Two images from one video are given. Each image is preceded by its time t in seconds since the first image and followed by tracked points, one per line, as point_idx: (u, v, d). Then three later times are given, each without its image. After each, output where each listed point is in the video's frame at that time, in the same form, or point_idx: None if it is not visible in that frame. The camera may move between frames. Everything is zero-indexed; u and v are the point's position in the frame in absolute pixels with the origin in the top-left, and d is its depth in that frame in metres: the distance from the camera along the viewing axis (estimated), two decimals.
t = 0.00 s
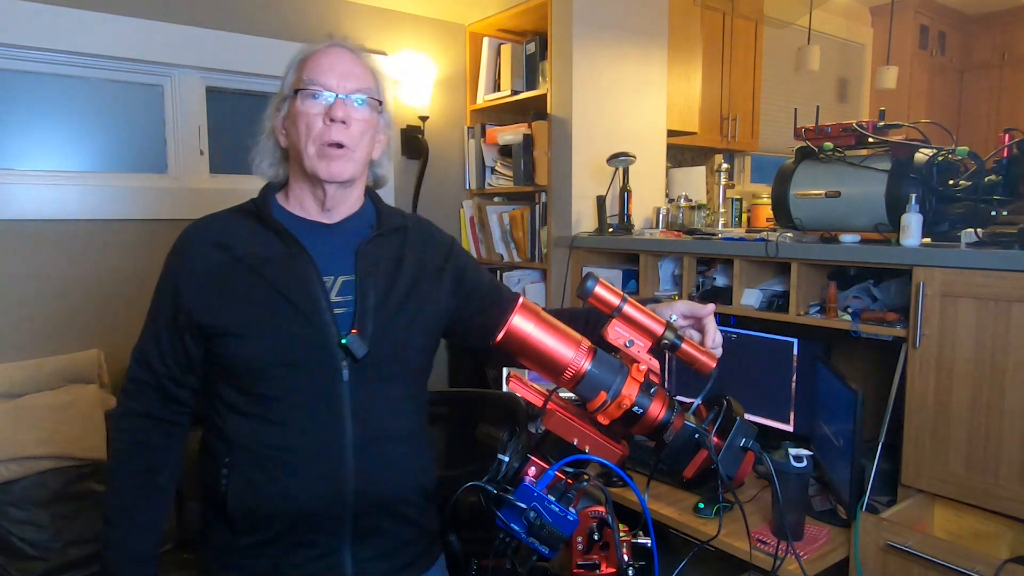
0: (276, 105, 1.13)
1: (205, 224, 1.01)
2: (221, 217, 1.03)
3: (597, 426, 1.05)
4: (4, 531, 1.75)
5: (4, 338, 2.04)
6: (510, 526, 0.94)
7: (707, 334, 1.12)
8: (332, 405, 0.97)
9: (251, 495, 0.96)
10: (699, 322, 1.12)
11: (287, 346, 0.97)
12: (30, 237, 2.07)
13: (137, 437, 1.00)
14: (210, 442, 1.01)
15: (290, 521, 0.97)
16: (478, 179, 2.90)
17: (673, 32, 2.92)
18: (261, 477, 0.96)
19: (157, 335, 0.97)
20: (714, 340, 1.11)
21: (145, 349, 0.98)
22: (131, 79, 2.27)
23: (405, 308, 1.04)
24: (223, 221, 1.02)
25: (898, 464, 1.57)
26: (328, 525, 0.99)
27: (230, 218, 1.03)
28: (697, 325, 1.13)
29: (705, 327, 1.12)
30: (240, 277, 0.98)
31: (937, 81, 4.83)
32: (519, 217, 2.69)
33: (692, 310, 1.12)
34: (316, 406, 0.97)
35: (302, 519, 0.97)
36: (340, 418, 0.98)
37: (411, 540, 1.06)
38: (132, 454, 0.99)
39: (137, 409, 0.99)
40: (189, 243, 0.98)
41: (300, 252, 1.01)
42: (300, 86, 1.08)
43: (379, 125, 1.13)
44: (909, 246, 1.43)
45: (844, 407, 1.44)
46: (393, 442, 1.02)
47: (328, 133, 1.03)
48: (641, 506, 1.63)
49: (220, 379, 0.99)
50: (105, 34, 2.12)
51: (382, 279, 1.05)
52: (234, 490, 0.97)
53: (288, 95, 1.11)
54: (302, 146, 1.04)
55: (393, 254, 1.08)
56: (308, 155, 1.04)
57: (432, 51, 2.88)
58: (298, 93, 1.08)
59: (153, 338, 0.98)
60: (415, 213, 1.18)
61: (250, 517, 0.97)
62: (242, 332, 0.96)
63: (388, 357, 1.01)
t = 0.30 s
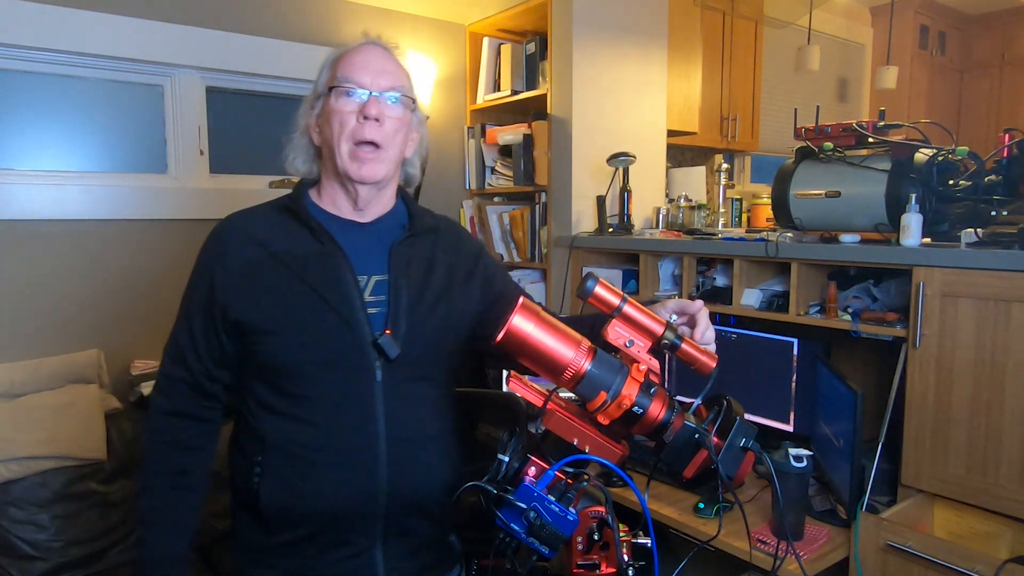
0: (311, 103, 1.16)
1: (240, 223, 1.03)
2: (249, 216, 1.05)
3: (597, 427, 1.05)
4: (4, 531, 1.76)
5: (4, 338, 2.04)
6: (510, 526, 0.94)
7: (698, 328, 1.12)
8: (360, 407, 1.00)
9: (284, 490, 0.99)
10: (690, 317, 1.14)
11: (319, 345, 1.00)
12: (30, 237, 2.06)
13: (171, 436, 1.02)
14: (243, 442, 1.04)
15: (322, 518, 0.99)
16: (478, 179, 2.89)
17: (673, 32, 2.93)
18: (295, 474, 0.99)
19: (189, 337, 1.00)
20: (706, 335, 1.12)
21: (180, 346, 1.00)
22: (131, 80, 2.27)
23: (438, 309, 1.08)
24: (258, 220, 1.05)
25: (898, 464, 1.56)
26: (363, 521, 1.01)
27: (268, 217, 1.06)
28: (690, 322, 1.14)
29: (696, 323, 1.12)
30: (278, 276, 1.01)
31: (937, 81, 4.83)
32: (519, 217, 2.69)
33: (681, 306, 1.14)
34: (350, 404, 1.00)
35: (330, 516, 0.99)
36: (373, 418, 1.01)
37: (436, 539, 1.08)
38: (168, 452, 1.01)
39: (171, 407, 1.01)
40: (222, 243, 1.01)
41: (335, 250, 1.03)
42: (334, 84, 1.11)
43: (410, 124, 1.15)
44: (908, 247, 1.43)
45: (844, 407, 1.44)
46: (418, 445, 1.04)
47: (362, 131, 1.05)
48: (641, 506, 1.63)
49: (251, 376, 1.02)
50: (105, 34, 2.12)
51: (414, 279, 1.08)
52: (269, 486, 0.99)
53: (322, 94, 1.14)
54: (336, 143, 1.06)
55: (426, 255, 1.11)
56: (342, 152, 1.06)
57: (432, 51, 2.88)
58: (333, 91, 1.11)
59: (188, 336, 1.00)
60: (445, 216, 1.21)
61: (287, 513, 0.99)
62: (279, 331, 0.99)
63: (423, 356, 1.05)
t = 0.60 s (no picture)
0: (336, 104, 1.18)
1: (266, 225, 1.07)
2: (267, 219, 1.09)
3: (596, 426, 1.05)
4: (4, 531, 1.76)
5: (4, 338, 2.04)
6: (510, 527, 0.94)
7: (693, 324, 1.11)
8: (382, 410, 1.04)
9: (311, 490, 1.03)
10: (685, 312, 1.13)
11: (344, 346, 1.04)
12: (29, 237, 2.06)
13: (199, 437, 1.06)
14: (269, 442, 1.08)
15: (348, 515, 1.04)
16: (478, 179, 2.88)
17: (673, 32, 2.92)
18: (321, 473, 1.04)
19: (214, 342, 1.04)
20: (703, 331, 1.11)
21: (205, 349, 1.04)
22: (131, 80, 2.27)
23: (459, 308, 1.12)
24: (283, 220, 1.08)
25: (898, 463, 1.56)
26: (388, 521, 1.06)
27: (297, 219, 1.10)
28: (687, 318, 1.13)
29: (692, 319, 1.12)
30: (307, 278, 1.05)
31: (937, 81, 4.83)
32: (519, 218, 2.69)
33: (675, 302, 1.14)
34: (373, 403, 1.04)
35: (342, 514, 1.04)
36: (398, 417, 1.05)
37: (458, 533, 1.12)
38: (199, 452, 1.06)
39: (200, 409, 1.06)
40: (248, 244, 1.04)
41: (361, 251, 1.08)
42: (358, 85, 1.12)
43: (434, 125, 1.16)
44: (909, 246, 1.43)
45: (844, 408, 1.44)
46: (434, 448, 1.08)
47: (386, 132, 1.07)
48: (641, 506, 1.63)
49: (278, 375, 1.06)
50: (105, 34, 2.12)
51: (438, 279, 1.12)
52: (296, 486, 1.04)
53: (347, 94, 1.16)
54: (359, 145, 1.08)
55: (447, 256, 1.15)
56: (365, 153, 1.07)
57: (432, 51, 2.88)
58: (357, 92, 1.12)
59: (215, 339, 1.04)
60: (465, 218, 1.25)
61: (308, 512, 1.04)
62: (306, 330, 1.03)
63: (445, 358, 1.10)
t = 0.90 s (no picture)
0: (349, 105, 1.18)
1: (277, 225, 1.07)
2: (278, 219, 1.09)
3: (596, 426, 1.04)
4: (4, 531, 1.76)
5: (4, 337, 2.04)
6: (509, 526, 0.94)
7: (692, 318, 1.11)
8: (395, 409, 1.05)
9: (325, 489, 1.04)
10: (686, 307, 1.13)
11: (355, 346, 1.04)
12: (29, 237, 2.06)
13: (214, 436, 1.07)
14: (285, 441, 1.09)
15: (362, 514, 1.05)
16: (478, 179, 2.88)
17: (673, 32, 2.92)
18: (335, 471, 1.05)
19: (229, 342, 1.05)
20: (701, 325, 1.10)
21: (220, 349, 1.05)
22: (131, 80, 2.27)
23: (473, 308, 1.13)
24: (298, 220, 1.09)
25: (898, 463, 1.56)
26: (403, 521, 1.06)
27: (312, 219, 1.10)
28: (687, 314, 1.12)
29: (690, 315, 1.11)
30: (322, 279, 1.05)
31: (937, 81, 4.83)
32: (519, 218, 2.70)
33: (675, 297, 1.13)
34: (389, 403, 1.05)
35: (347, 512, 1.04)
36: (413, 418, 1.05)
37: (470, 533, 1.12)
38: (213, 451, 1.07)
39: (218, 409, 1.07)
40: (263, 245, 1.05)
41: (375, 252, 1.07)
42: (371, 86, 1.12)
43: (446, 126, 1.16)
44: (909, 246, 1.43)
45: (844, 408, 1.44)
46: (447, 447, 1.08)
47: (399, 133, 1.07)
48: (641, 506, 1.63)
49: (293, 374, 1.07)
50: (105, 35, 2.12)
51: (451, 279, 1.12)
52: (311, 485, 1.04)
53: (359, 95, 1.16)
54: (372, 145, 1.08)
55: (460, 256, 1.15)
56: (378, 154, 1.07)
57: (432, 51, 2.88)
58: (370, 93, 1.12)
59: (230, 340, 1.05)
60: (477, 217, 1.25)
61: (316, 509, 1.05)
62: (320, 331, 1.04)
63: (457, 358, 1.10)
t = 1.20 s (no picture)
0: (355, 107, 1.18)
1: (281, 224, 1.07)
2: (282, 219, 1.09)
3: (597, 426, 1.04)
4: (4, 531, 1.77)
5: (4, 338, 2.04)
6: (509, 526, 0.94)
7: (704, 316, 1.11)
8: (399, 409, 1.05)
9: (330, 488, 1.04)
10: (695, 306, 1.12)
11: (359, 345, 1.04)
12: (29, 237, 2.06)
13: (219, 436, 1.07)
14: (290, 440, 1.09)
15: (368, 512, 1.05)
16: (478, 179, 2.88)
17: (673, 31, 2.92)
18: (340, 470, 1.05)
19: (234, 341, 1.05)
20: (713, 322, 1.10)
21: (225, 348, 1.05)
22: (132, 80, 2.27)
23: (477, 307, 1.13)
24: (303, 219, 1.08)
25: (898, 463, 1.56)
26: (409, 520, 1.06)
27: (318, 220, 1.09)
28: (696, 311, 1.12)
29: (701, 311, 1.11)
30: (326, 278, 1.05)
31: (937, 81, 4.82)
32: (519, 218, 2.70)
33: (684, 297, 1.12)
34: (394, 402, 1.05)
35: (347, 512, 1.04)
36: (417, 417, 1.05)
37: (475, 531, 1.12)
38: (218, 450, 1.07)
39: (223, 408, 1.07)
40: (270, 244, 1.05)
41: (380, 252, 1.07)
42: (377, 88, 1.13)
43: (451, 126, 1.16)
44: (909, 246, 1.43)
45: (844, 407, 1.44)
46: (452, 446, 1.08)
47: (404, 134, 1.07)
48: (641, 506, 1.63)
49: (299, 373, 1.07)
50: (105, 35, 2.12)
51: (455, 278, 1.12)
52: (315, 484, 1.04)
53: (365, 96, 1.16)
54: (377, 146, 1.08)
55: (465, 256, 1.15)
56: (383, 155, 1.07)
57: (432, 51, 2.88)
58: (375, 94, 1.12)
59: (234, 339, 1.05)
60: (482, 217, 1.25)
61: (317, 509, 1.05)
62: (325, 330, 1.04)
63: (460, 358, 1.10)
